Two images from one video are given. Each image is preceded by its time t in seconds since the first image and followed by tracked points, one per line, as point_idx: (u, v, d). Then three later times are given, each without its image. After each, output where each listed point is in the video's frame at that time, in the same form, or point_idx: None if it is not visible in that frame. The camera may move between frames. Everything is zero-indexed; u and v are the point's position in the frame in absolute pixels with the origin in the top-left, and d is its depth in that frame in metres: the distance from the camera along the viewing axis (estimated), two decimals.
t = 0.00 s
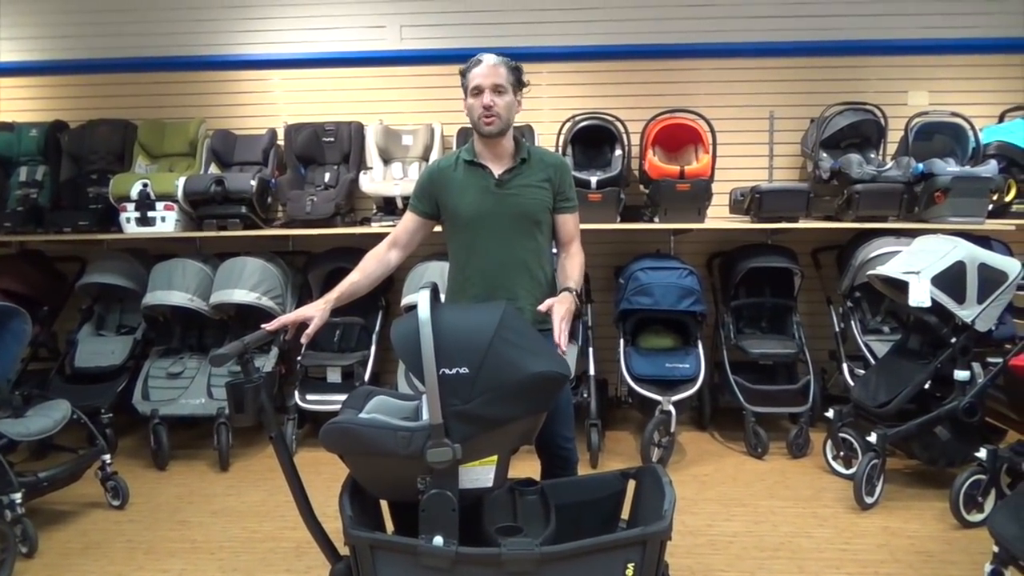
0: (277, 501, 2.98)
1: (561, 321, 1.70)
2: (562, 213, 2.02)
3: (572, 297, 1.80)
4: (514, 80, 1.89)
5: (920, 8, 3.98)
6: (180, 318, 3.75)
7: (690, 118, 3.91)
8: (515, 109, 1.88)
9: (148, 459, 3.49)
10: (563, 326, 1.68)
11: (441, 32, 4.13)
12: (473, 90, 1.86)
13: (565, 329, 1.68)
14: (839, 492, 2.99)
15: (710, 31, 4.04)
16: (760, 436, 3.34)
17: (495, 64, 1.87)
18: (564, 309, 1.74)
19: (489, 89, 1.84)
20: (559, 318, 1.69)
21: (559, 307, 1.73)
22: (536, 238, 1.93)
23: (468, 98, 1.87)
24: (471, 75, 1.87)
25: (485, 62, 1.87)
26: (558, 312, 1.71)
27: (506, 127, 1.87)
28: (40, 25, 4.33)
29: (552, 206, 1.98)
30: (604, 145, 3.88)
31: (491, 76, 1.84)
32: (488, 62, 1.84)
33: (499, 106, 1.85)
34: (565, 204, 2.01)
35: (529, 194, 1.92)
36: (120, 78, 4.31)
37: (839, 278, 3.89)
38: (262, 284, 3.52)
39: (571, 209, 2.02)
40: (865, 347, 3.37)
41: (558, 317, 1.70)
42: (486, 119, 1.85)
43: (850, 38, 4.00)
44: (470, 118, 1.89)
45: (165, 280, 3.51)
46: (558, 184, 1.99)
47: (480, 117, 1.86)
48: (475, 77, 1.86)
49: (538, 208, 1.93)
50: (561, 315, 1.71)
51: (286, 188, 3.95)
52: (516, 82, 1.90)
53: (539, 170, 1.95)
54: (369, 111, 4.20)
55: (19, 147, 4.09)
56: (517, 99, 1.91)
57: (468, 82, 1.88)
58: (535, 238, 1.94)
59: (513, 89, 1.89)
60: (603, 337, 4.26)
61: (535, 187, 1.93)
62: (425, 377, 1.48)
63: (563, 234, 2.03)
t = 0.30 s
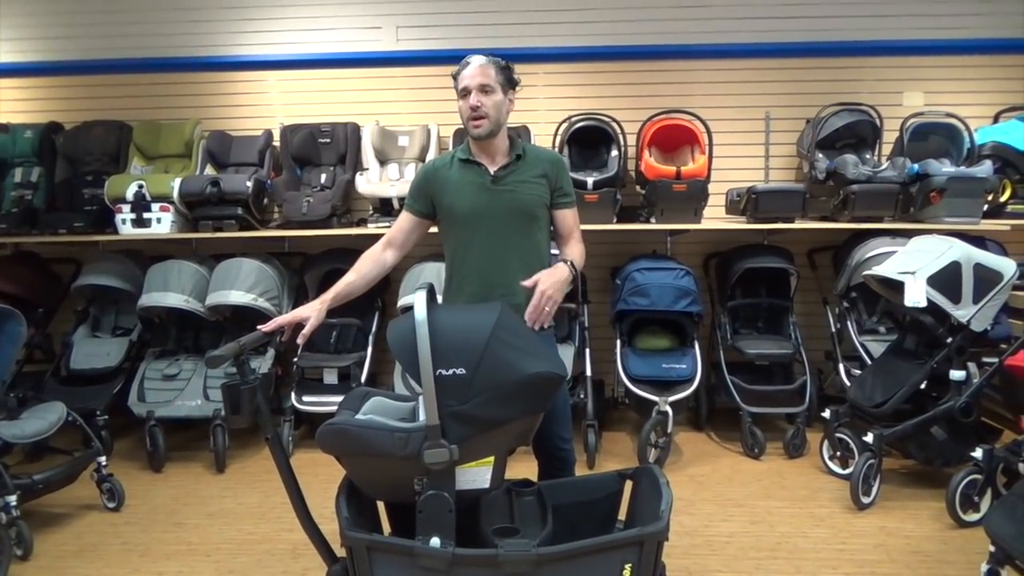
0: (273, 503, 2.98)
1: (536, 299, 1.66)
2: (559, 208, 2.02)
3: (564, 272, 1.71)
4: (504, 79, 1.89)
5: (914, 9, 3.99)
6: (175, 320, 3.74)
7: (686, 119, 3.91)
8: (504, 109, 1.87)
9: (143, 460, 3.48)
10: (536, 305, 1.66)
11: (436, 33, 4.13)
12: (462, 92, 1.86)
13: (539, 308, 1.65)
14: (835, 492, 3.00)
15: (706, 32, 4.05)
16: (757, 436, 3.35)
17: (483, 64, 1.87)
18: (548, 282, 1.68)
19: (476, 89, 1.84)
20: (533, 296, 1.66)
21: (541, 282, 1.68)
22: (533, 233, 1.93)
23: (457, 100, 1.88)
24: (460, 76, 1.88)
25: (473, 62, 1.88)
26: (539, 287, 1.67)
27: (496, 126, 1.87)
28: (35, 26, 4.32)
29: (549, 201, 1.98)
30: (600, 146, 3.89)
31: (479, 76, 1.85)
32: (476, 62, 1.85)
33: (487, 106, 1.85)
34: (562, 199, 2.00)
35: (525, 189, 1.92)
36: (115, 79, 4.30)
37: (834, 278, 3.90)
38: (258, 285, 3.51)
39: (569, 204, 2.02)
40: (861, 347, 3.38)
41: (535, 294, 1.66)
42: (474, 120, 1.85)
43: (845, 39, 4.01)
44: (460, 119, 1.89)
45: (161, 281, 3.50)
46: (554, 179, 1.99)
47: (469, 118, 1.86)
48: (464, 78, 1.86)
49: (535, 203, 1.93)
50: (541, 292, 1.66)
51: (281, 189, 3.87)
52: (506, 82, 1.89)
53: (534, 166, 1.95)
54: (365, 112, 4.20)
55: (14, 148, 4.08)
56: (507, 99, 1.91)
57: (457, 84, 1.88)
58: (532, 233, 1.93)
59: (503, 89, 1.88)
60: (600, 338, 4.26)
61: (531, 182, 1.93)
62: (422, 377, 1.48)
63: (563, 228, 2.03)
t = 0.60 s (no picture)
0: (271, 503, 2.97)
1: (515, 242, 1.63)
2: (557, 204, 1.98)
3: (555, 233, 1.68)
4: (504, 80, 1.90)
5: (912, 9, 4.00)
6: (172, 319, 3.73)
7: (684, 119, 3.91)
8: (505, 109, 1.88)
9: (140, 460, 3.47)
10: (512, 245, 1.63)
11: (435, 33, 4.13)
12: (462, 92, 1.87)
13: (515, 250, 1.62)
14: (832, 492, 3.00)
15: (704, 32, 4.05)
16: (754, 436, 3.35)
17: (483, 64, 1.87)
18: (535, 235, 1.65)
19: (478, 89, 1.85)
20: (514, 238, 1.64)
21: (529, 232, 1.66)
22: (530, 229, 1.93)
23: (458, 100, 1.89)
24: (461, 77, 1.88)
25: (474, 63, 1.88)
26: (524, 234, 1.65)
27: (497, 126, 1.87)
28: (31, 25, 4.31)
29: (546, 198, 1.97)
30: (598, 146, 3.89)
31: (480, 76, 1.85)
32: (477, 62, 1.85)
33: (488, 106, 1.85)
34: (560, 196, 1.98)
35: (522, 185, 1.92)
36: (112, 78, 4.29)
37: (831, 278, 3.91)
38: (255, 285, 3.51)
39: (566, 200, 1.99)
40: (858, 347, 3.38)
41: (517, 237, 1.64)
42: (475, 120, 1.86)
43: (843, 39, 4.02)
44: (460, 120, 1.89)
45: (158, 281, 3.50)
46: (551, 176, 1.98)
47: (470, 118, 1.87)
48: (464, 78, 1.87)
49: (531, 199, 1.92)
50: (524, 238, 1.64)
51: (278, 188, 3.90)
52: (506, 82, 1.90)
53: (531, 163, 1.95)
54: (363, 112, 4.19)
55: (10, 148, 4.07)
56: (508, 99, 1.91)
57: (458, 84, 1.89)
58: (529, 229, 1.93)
59: (504, 89, 1.89)
60: (598, 338, 4.26)
61: (526, 179, 1.93)
62: (419, 377, 1.48)
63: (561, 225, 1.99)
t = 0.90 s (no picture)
0: (269, 500, 2.98)
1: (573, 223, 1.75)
2: (555, 205, 1.98)
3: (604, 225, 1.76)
4: (505, 83, 1.89)
5: (909, 8, 4.01)
6: (170, 317, 3.73)
7: (682, 118, 3.92)
8: (504, 113, 1.89)
9: (138, 458, 3.47)
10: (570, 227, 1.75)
11: (433, 31, 4.13)
12: (462, 94, 1.86)
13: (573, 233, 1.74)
14: (829, 490, 3.01)
15: (701, 30, 4.06)
16: (751, 434, 3.36)
17: (485, 67, 1.86)
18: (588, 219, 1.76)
19: (477, 93, 1.84)
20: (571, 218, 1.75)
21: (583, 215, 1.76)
22: (526, 228, 1.93)
23: (458, 101, 1.88)
24: (461, 78, 1.87)
25: (475, 64, 1.87)
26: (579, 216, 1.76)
27: (494, 130, 1.89)
28: (28, 22, 4.30)
29: (544, 198, 1.97)
30: (596, 145, 3.90)
31: (481, 80, 1.84)
32: (478, 66, 1.84)
33: (488, 110, 1.86)
34: (558, 197, 1.98)
35: (519, 184, 1.92)
36: (109, 76, 4.28)
37: (828, 277, 3.92)
38: (253, 283, 3.51)
39: (563, 202, 1.99)
40: (855, 346, 3.40)
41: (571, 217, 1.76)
42: (473, 124, 1.87)
43: (840, 38, 4.03)
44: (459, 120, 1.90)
45: (155, 279, 3.50)
46: (549, 176, 1.98)
47: (468, 121, 1.87)
48: (465, 80, 1.86)
49: (528, 198, 1.92)
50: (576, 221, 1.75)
51: (277, 187, 3.89)
52: (506, 85, 1.90)
53: (529, 163, 1.95)
54: (361, 110, 4.19)
55: (7, 145, 4.06)
56: (508, 102, 1.91)
57: (458, 84, 1.88)
58: (525, 228, 1.93)
59: (504, 92, 1.89)
60: (595, 337, 4.27)
61: (523, 179, 1.93)
62: (418, 375, 1.48)
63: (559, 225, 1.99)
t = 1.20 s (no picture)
0: (267, 498, 2.98)
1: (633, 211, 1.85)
2: (552, 203, 2.02)
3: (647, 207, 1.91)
4: (506, 86, 1.90)
5: (907, 6, 4.01)
6: (169, 315, 3.73)
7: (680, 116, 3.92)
8: (502, 116, 1.89)
9: (137, 455, 3.47)
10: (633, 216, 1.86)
11: (432, 28, 4.12)
12: (462, 93, 1.86)
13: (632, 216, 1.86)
14: (826, 487, 3.02)
15: (700, 29, 4.06)
16: (750, 432, 3.36)
17: (487, 68, 1.87)
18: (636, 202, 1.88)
19: (477, 94, 1.84)
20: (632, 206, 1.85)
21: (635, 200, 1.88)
22: (525, 225, 1.93)
23: (457, 100, 1.88)
24: (463, 77, 1.87)
25: (477, 65, 1.87)
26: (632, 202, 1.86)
27: (491, 132, 1.89)
28: (26, 19, 4.29)
29: (541, 196, 1.99)
30: (594, 142, 3.90)
31: (482, 81, 1.85)
32: (480, 66, 1.85)
33: (486, 111, 1.86)
34: (555, 195, 2.01)
35: (517, 182, 1.93)
36: (107, 73, 4.28)
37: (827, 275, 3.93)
38: (251, 280, 3.51)
39: (560, 200, 2.02)
40: (853, 344, 3.40)
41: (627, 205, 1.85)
42: (471, 124, 1.87)
43: (839, 37, 4.03)
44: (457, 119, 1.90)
45: (154, 276, 3.50)
46: (546, 176, 2.00)
47: (466, 120, 1.87)
48: (466, 79, 1.86)
49: (526, 196, 1.93)
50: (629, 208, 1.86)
51: (276, 184, 3.89)
52: (507, 89, 1.90)
53: (526, 161, 1.97)
54: (359, 108, 4.19)
55: (5, 143, 4.06)
56: (506, 105, 1.92)
57: (458, 83, 1.88)
58: (524, 225, 1.94)
59: (504, 95, 1.89)
60: (594, 335, 4.28)
61: (521, 177, 1.94)
62: (416, 373, 1.48)
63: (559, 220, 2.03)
